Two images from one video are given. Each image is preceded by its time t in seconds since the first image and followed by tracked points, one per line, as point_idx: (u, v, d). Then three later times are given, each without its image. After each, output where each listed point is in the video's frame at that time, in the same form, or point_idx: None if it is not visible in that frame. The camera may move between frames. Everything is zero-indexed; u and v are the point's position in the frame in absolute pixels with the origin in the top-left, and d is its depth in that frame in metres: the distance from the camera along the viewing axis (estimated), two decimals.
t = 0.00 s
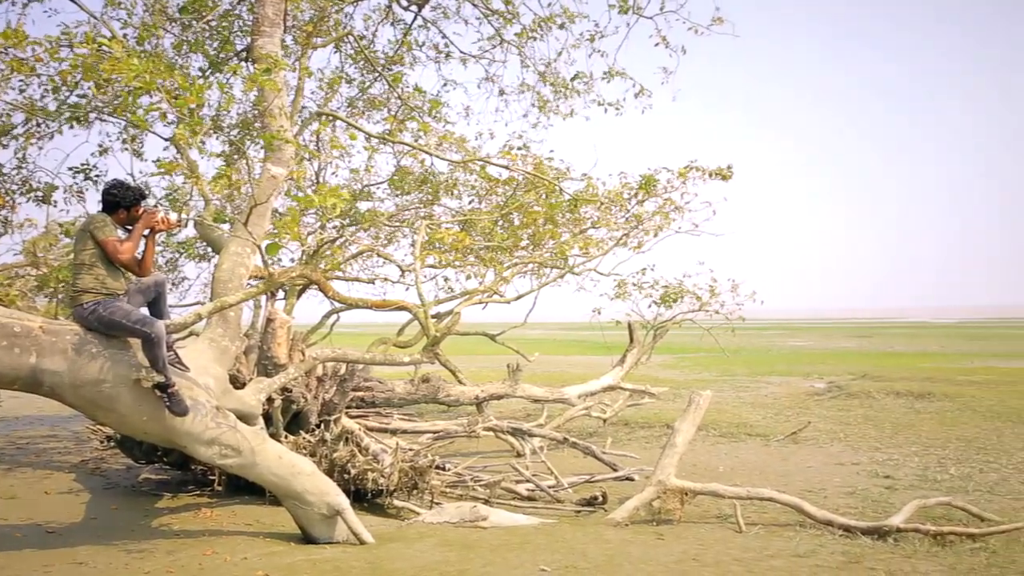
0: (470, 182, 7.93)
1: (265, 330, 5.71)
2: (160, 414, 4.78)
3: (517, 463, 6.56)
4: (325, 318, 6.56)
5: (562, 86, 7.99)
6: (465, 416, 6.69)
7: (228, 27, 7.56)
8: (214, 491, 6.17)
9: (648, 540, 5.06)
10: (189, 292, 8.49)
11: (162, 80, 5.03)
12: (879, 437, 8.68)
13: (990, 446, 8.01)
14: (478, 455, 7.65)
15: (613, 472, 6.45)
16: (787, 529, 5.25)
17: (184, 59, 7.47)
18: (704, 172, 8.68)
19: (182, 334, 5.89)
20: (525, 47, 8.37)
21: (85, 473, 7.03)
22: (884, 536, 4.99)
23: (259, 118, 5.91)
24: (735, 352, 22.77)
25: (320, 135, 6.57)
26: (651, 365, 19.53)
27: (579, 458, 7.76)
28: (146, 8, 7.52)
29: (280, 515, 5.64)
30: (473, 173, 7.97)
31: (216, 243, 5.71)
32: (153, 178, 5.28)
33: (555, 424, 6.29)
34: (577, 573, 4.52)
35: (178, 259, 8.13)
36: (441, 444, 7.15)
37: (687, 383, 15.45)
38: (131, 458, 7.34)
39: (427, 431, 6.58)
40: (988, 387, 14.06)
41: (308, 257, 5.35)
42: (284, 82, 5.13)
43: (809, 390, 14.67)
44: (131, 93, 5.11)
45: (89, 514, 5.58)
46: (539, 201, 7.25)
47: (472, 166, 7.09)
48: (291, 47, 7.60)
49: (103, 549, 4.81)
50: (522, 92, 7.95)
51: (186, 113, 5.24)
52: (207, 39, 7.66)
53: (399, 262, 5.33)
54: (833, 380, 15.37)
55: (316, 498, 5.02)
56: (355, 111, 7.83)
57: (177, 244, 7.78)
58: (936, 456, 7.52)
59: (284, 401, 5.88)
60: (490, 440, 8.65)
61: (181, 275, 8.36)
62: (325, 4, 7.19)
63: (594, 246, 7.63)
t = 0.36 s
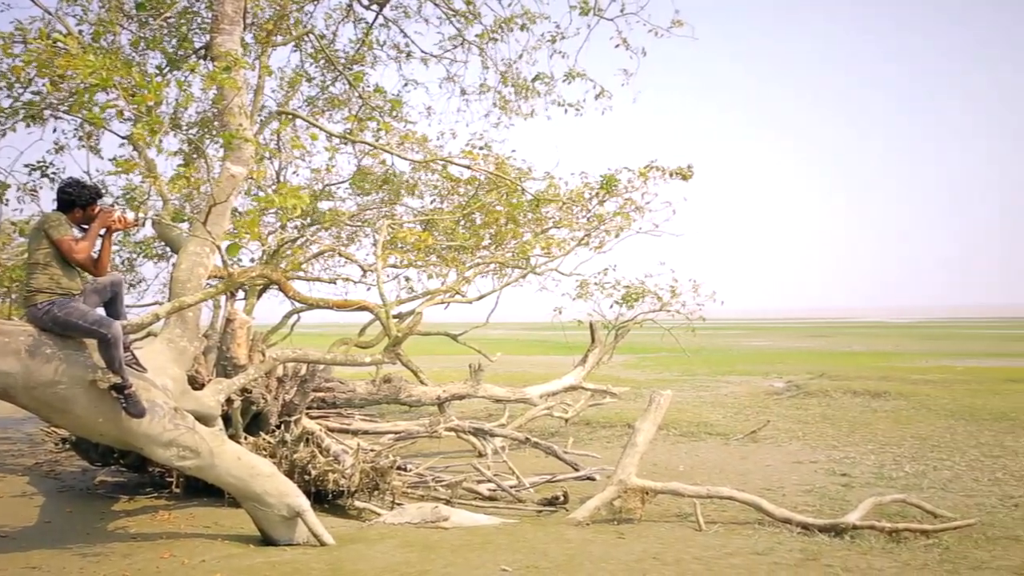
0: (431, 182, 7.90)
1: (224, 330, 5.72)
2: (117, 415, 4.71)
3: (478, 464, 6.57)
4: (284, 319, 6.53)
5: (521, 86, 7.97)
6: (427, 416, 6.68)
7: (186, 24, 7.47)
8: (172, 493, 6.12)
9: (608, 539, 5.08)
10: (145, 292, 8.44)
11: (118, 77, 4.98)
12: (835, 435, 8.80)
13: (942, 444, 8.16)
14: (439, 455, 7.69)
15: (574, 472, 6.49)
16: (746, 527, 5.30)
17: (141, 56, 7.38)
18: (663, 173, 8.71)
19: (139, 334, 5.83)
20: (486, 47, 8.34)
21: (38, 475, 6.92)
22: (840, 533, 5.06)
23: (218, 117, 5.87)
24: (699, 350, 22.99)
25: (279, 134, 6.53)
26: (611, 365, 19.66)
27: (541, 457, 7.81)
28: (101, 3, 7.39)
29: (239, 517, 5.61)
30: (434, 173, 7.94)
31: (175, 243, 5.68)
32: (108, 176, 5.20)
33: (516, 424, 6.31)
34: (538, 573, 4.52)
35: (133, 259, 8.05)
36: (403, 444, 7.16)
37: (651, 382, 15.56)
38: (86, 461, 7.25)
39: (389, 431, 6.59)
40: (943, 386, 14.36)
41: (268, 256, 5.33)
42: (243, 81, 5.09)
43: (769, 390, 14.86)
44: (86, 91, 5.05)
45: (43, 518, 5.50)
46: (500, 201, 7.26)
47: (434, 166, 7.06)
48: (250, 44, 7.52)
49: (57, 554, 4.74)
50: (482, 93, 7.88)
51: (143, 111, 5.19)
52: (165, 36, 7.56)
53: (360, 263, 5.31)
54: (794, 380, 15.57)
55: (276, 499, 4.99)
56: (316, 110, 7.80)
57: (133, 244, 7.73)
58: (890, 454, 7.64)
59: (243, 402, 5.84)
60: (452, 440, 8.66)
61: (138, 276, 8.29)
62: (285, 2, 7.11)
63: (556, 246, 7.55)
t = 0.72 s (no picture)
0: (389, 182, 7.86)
1: (179, 330, 5.70)
2: (67, 418, 4.58)
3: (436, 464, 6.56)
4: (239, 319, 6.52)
5: (478, 86, 7.94)
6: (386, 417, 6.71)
7: (139, 20, 7.35)
8: (124, 497, 6.06)
9: (565, 538, 5.10)
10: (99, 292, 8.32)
11: (68, 74, 4.91)
12: (789, 433, 8.93)
13: (892, 441, 8.33)
14: (396, 456, 7.76)
15: (532, 472, 6.52)
16: (702, 526, 5.36)
17: (92, 52, 7.25)
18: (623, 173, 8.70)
19: (91, 335, 5.76)
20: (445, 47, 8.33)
21: None
22: (794, 531, 5.13)
23: (171, 116, 5.86)
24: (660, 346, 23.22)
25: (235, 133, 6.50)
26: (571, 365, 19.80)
27: (498, 458, 7.94)
28: None
29: (192, 520, 5.57)
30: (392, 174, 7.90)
31: (128, 242, 5.61)
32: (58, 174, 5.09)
33: (474, 424, 6.31)
34: (495, 573, 4.52)
35: (85, 259, 7.92)
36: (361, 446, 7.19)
37: (613, 382, 15.67)
38: (37, 464, 7.12)
39: (346, 432, 6.62)
40: (896, 385, 14.68)
41: (224, 255, 5.30)
42: (197, 78, 5.05)
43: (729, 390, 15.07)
44: (36, 87, 4.99)
45: None
46: (457, 201, 7.27)
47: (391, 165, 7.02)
48: (205, 42, 7.43)
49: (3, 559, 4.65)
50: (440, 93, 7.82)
51: (94, 108, 5.15)
52: (117, 33, 7.43)
53: (317, 263, 5.29)
54: (753, 379, 15.80)
55: (231, 501, 4.95)
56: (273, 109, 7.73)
57: (85, 244, 7.61)
58: (842, 451, 7.78)
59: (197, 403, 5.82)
60: (410, 440, 8.74)
61: (90, 276, 8.16)
62: None
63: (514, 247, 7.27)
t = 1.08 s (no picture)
0: (348, 182, 7.85)
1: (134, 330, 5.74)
2: (17, 421, 4.45)
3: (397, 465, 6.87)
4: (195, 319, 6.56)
5: (439, 87, 7.94)
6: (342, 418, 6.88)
7: (92, 16, 7.23)
8: (77, 499, 6.00)
9: (524, 538, 5.12)
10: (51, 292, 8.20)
11: (20, 70, 4.95)
12: (747, 432, 9.02)
13: (848, 440, 8.44)
14: (356, 458, 8.00)
15: (492, 473, 6.63)
16: (659, 525, 5.42)
17: (43, 48, 7.11)
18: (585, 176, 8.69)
19: (43, 335, 5.74)
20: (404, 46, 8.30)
21: None
22: (751, 529, 5.20)
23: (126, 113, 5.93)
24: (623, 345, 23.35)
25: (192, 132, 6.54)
26: (533, 365, 19.85)
27: (457, 458, 8.23)
28: None
29: (147, 522, 5.54)
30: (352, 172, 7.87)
31: (81, 240, 5.59)
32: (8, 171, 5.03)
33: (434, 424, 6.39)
34: (453, 573, 4.52)
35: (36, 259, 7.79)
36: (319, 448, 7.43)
37: (577, 381, 15.75)
38: None
39: (304, 433, 6.81)
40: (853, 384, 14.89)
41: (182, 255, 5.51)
42: (153, 76, 5.04)
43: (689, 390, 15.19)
44: None
45: None
46: (417, 202, 7.49)
47: (350, 167, 7.51)
48: (160, 39, 7.33)
49: None
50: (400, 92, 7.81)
51: (46, 104, 5.18)
52: (69, 29, 7.31)
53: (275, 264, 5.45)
54: (715, 377, 15.94)
55: (188, 503, 4.90)
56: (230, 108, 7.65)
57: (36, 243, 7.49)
58: (796, 449, 7.89)
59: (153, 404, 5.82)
60: (368, 441, 9.01)
61: (41, 276, 8.03)
62: None
63: (473, 248, 7.59)
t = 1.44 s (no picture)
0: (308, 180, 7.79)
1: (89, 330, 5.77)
2: None
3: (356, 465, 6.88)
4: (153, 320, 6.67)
5: (400, 85, 7.93)
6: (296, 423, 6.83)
7: (45, 11, 7.11)
8: (30, 502, 5.92)
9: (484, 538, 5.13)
10: None
11: None
12: (706, 431, 9.07)
13: (804, 438, 8.54)
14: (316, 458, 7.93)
15: (453, 472, 6.64)
16: (619, 524, 5.46)
17: None
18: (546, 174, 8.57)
19: None
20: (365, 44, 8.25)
21: None
22: (710, 527, 5.25)
23: (79, 110, 5.92)
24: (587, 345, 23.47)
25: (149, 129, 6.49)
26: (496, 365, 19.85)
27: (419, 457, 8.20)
28: None
29: (102, 525, 5.48)
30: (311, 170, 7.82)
31: (35, 239, 5.48)
32: None
33: (394, 425, 6.30)
34: (414, 574, 4.50)
35: None
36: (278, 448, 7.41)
37: (541, 381, 15.80)
38: None
39: (262, 434, 6.78)
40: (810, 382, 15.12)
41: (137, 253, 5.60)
42: (108, 72, 4.98)
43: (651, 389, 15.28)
44: None
45: None
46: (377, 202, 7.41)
47: (309, 166, 7.48)
48: (116, 35, 7.23)
49: None
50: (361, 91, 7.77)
51: None
52: (22, 24, 7.19)
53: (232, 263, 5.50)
54: (677, 376, 16.09)
55: (144, 506, 4.85)
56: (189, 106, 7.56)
57: None
58: (753, 447, 7.97)
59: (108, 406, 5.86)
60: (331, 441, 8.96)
61: None
62: None
63: (434, 247, 7.57)
